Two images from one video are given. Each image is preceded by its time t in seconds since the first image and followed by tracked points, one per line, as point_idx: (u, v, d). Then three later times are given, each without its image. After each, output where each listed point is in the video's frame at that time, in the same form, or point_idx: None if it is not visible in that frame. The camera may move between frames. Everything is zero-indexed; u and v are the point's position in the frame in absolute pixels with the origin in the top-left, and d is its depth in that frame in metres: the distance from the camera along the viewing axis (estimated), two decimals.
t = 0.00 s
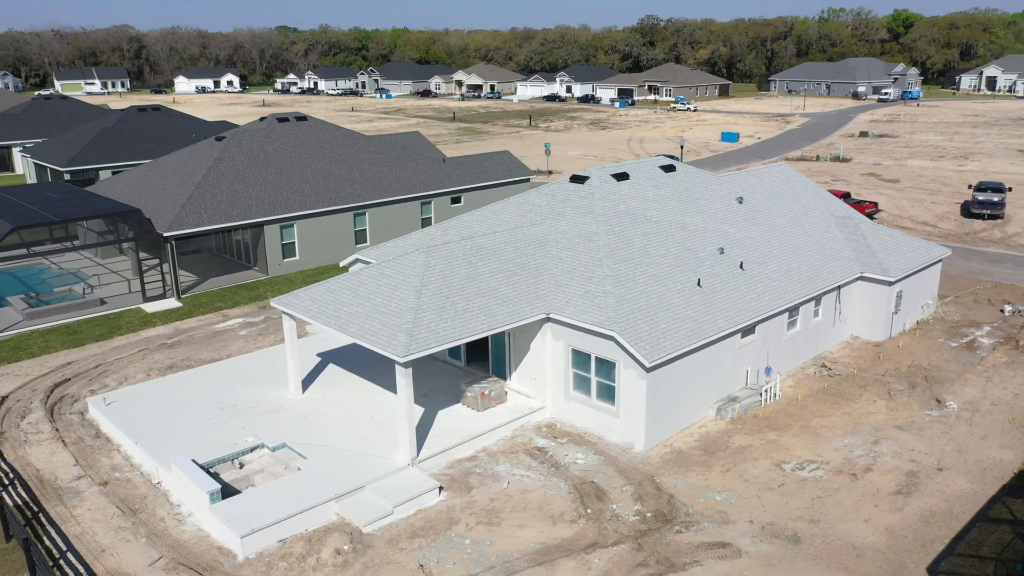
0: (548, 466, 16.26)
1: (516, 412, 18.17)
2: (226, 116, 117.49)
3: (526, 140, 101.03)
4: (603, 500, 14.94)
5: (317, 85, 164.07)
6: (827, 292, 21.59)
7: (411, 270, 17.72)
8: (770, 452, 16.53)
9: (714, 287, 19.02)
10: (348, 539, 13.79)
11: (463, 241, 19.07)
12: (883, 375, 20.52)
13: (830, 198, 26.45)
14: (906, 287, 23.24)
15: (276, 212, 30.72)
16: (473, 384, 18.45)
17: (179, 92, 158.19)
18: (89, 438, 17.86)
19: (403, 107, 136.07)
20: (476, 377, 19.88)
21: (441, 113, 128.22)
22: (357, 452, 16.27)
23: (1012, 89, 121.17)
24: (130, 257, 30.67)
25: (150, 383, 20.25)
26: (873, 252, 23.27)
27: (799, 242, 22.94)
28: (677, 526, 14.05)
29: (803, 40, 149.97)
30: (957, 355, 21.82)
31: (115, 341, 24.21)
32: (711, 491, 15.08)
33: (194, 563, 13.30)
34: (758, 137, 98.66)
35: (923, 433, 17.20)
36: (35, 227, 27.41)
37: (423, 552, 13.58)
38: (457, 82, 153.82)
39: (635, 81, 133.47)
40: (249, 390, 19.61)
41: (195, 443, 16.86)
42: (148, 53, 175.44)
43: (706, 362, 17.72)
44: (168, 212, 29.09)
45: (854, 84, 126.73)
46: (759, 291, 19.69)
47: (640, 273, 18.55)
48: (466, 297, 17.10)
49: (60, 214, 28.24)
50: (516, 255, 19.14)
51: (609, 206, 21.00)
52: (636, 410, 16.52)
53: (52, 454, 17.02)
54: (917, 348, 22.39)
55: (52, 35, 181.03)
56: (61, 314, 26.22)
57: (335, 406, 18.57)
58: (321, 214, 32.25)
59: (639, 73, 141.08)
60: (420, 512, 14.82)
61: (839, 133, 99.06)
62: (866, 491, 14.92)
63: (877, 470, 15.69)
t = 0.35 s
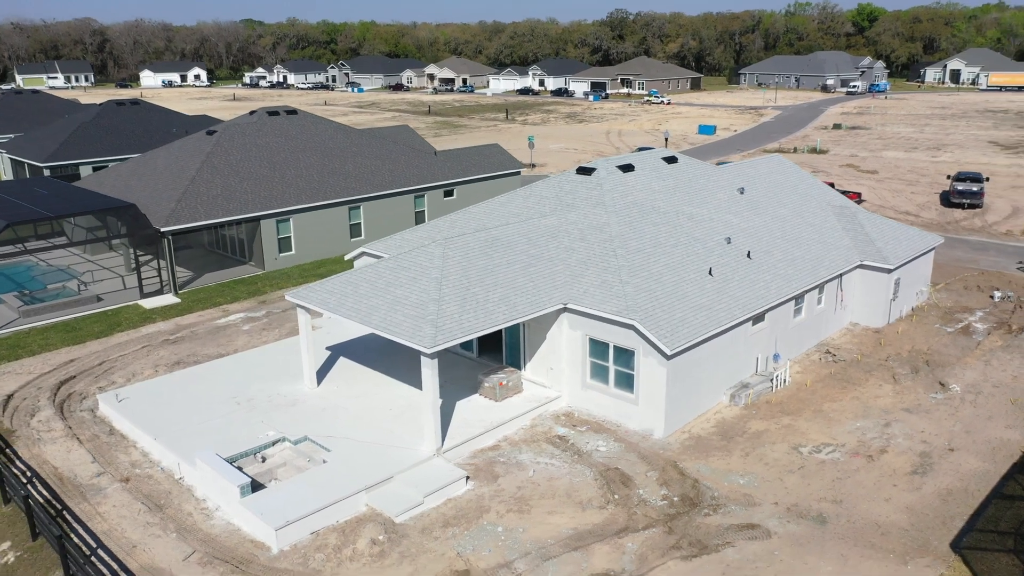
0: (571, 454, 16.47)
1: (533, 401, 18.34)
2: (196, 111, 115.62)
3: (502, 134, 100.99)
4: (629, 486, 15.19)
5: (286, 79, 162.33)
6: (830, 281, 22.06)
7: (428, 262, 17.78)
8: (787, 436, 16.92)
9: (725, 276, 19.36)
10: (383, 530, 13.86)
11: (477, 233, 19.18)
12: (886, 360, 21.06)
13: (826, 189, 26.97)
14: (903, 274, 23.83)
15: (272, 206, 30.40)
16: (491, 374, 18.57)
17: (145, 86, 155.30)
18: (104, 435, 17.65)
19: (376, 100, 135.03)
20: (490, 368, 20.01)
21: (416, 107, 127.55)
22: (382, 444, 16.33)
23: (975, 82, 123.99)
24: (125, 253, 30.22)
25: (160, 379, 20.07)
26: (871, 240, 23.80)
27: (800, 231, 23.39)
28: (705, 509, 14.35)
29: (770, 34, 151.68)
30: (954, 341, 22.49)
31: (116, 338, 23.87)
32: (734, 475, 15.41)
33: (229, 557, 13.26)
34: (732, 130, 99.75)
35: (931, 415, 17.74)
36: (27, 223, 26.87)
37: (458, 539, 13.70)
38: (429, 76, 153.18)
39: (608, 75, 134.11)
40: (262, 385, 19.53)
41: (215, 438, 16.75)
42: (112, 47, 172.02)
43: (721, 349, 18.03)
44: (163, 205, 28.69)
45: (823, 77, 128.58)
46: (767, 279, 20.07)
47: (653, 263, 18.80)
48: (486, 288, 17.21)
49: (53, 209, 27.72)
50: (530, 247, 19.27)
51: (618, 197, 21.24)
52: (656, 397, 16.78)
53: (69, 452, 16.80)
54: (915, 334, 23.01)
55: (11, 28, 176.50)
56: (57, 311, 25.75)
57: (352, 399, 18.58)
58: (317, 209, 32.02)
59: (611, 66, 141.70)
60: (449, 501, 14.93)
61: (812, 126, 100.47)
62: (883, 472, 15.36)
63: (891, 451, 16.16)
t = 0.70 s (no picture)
0: (586, 441, 16.69)
1: (543, 390, 18.52)
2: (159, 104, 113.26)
3: (475, 126, 100.70)
4: (646, 471, 15.47)
5: (251, 72, 159.90)
6: (825, 268, 22.56)
7: (439, 254, 17.82)
8: (794, 420, 17.32)
9: (728, 264, 19.72)
10: (408, 520, 13.93)
11: (485, 224, 19.26)
12: (880, 345, 21.64)
13: (815, 178, 27.52)
14: (893, 261, 24.45)
15: (262, 199, 30.05)
16: (501, 363, 18.66)
17: (105, 80, 151.72)
18: (112, 432, 17.43)
19: (345, 94, 133.68)
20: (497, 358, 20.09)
21: (386, 100, 126.49)
22: (398, 435, 16.37)
23: (934, 74, 126.75)
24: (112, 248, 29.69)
25: (164, 374, 19.86)
26: (862, 228, 24.37)
27: (795, 220, 23.86)
28: (723, 492, 14.67)
29: (735, 26, 153.19)
30: (943, 325, 23.19)
31: (111, 334, 23.49)
32: (748, 459, 15.77)
33: (256, 549, 13.23)
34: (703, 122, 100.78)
35: (930, 396, 18.31)
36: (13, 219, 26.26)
37: (483, 527, 13.83)
38: (397, 69, 152.06)
39: (578, 67, 134.39)
40: (269, 378, 19.44)
41: (228, 433, 16.64)
42: (69, 39, 167.74)
43: (727, 336, 18.37)
44: (152, 199, 28.22)
45: (789, 69, 130.36)
46: (767, 266, 20.47)
47: (659, 252, 19.07)
48: (498, 278, 17.31)
49: (39, 204, 27.13)
50: (536, 237, 19.41)
51: (620, 187, 21.47)
52: (667, 384, 17.07)
53: (78, 450, 16.57)
54: (905, 319, 23.66)
55: None
56: (47, 309, 25.24)
57: (362, 391, 18.57)
58: (307, 202, 31.76)
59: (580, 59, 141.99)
60: (470, 490, 15.06)
61: (782, 117, 101.85)
62: (891, 452, 15.85)
63: (896, 432, 16.66)
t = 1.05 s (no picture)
0: (606, 426, 16.95)
1: (559, 377, 18.73)
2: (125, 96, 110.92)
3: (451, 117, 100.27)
4: (669, 453, 15.77)
5: (218, 63, 157.30)
6: (825, 254, 23.05)
7: (456, 243, 17.88)
8: (806, 402, 17.75)
9: (736, 251, 20.08)
10: (441, 506, 14.06)
11: (498, 213, 19.35)
12: (880, 328, 22.21)
13: (809, 166, 28.03)
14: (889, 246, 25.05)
15: (258, 192, 29.78)
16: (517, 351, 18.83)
17: (67, 72, 148.11)
18: (129, 426, 17.27)
19: (317, 85, 132.18)
20: (509, 347, 20.26)
21: (359, 91, 125.29)
22: (421, 423, 16.46)
23: (899, 64, 128.90)
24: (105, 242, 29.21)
25: (175, 367, 19.70)
26: (858, 215, 24.90)
27: (794, 207, 24.31)
28: (746, 472, 15.03)
29: (703, 17, 154.17)
30: (938, 308, 23.86)
31: (112, 329, 23.19)
32: (766, 440, 16.16)
33: (292, 539, 13.27)
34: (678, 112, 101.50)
35: (934, 377, 18.89)
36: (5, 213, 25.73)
37: (516, 511, 14.02)
38: (368, 60, 150.71)
39: (550, 58, 134.34)
40: (283, 370, 19.39)
41: (249, 424, 16.60)
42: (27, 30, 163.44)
43: (738, 321, 18.73)
44: (147, 192, 27.83)
45: (758, 60, 131.73)
46: (772, 253, 20.88)
47: (670, 239, 19.35)
48: (516, 267, 17.44)
49: (31, 198, 26.61)
50: (549, 225, 19.56)
51: (627, 176, 21.68)
52: (684, 369, 17.38)
53: (97, 445, 16.40)
54: (901, 303, 24.29)
55: None
56: (44, 304, 24.81)
57: (379, 381, 18.62)
58: (302, 194, 31.56)
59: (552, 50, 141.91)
60: (497, 476, 15.23)
61: (755, 107, 102.99)
62: (903, 430, 16.34)
63: (906, 411, 17.17)
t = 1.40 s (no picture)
0: (627, 412, 17.19)
1: (577, 365, 18.93)
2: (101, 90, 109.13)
3: (433, 110, 99.79)
4: (692, 438, 16.04)
5: (194, 56, 155.27)
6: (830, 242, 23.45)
7: (476, 233, 17.99)
8: (821, 386, 18.12)
9: (748, 239, 20.38)
10: (474, 493, 14.21)
11: (515, 203, 19.48)
12: (885, 314, 22.66)
13: (808, 156, 28.43)
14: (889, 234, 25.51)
15: (260, 184, 29.64)
16: (535, 340, 19.02)
17: (39, 66, 145.36)
18: (151, 419, 17.22)
19: (296, 79, 130.91)
20: (525, 336, 20.46)
21: (340, 84, 124.30)
22: (445, 412, 16.59)
23: (876, 56, 130.34)
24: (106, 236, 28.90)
25: (191, 360, 19.63)
26: (860, 203, 25.33)
27: (798, 195, 24.67)
28: (769, 455, 15.34)
29: (680, 10, 154.26)
30: (938, 294, 24.39)
31: (121, 324, 23.03)
32: (786, 423, 16.49)
33: (329, 527, 13.35)
34: (661, 104, 101.87)
35: (941, 360, 19.35)
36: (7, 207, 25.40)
37: (547, 495, 14.21)
38: (347, 53, 149.53)
39: (531, 50, 134.18)
40: (301, 361, 19.42)
41: (273, 415, 16.62)
42: None
43: (752, 308, 19.04)
44: (149, 185, 27.57)
45: (738, 52, 132.53)
46: (782, 241, 21.20)
47: (684, 227, 19.59)
48: (537, 256, 17.59)
49: (31, 191, 26.27)
50: (565, 215, 19.73)
51: (637, 165, 21.89)
52: (702, 355, 17.65)
53: (121, 437, 16.34)
54: (903, 289, 24.78)
55: None
56: (48, 299, 24.56)
57: (398, 371, 18.71)
58: (303, 186, 31.44)
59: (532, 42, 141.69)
60: (525, 462, 15.41)
61: (737, 99, 103.67)
62: (917, 412, 16.74)
63: (918, 394, 17.59)
